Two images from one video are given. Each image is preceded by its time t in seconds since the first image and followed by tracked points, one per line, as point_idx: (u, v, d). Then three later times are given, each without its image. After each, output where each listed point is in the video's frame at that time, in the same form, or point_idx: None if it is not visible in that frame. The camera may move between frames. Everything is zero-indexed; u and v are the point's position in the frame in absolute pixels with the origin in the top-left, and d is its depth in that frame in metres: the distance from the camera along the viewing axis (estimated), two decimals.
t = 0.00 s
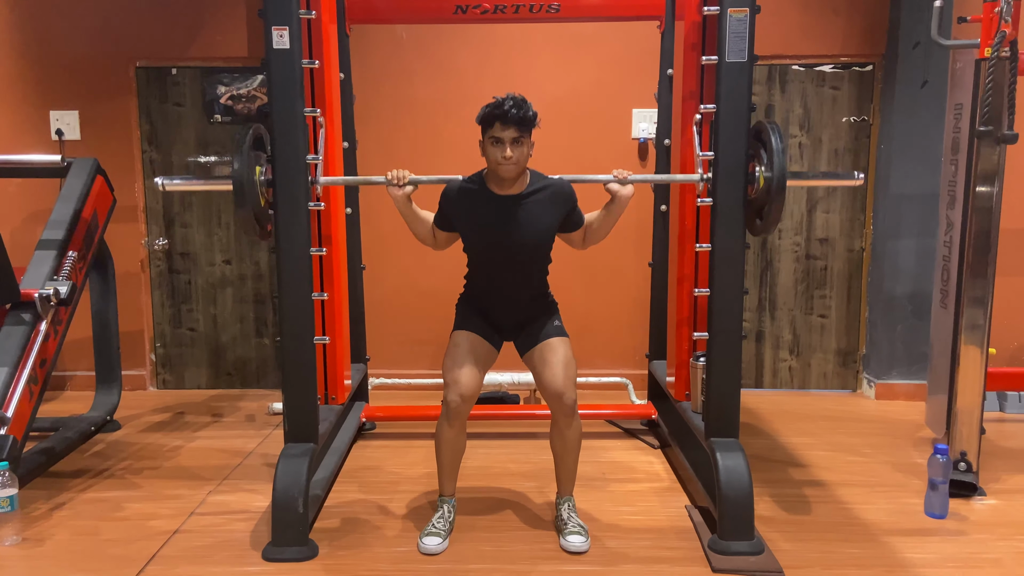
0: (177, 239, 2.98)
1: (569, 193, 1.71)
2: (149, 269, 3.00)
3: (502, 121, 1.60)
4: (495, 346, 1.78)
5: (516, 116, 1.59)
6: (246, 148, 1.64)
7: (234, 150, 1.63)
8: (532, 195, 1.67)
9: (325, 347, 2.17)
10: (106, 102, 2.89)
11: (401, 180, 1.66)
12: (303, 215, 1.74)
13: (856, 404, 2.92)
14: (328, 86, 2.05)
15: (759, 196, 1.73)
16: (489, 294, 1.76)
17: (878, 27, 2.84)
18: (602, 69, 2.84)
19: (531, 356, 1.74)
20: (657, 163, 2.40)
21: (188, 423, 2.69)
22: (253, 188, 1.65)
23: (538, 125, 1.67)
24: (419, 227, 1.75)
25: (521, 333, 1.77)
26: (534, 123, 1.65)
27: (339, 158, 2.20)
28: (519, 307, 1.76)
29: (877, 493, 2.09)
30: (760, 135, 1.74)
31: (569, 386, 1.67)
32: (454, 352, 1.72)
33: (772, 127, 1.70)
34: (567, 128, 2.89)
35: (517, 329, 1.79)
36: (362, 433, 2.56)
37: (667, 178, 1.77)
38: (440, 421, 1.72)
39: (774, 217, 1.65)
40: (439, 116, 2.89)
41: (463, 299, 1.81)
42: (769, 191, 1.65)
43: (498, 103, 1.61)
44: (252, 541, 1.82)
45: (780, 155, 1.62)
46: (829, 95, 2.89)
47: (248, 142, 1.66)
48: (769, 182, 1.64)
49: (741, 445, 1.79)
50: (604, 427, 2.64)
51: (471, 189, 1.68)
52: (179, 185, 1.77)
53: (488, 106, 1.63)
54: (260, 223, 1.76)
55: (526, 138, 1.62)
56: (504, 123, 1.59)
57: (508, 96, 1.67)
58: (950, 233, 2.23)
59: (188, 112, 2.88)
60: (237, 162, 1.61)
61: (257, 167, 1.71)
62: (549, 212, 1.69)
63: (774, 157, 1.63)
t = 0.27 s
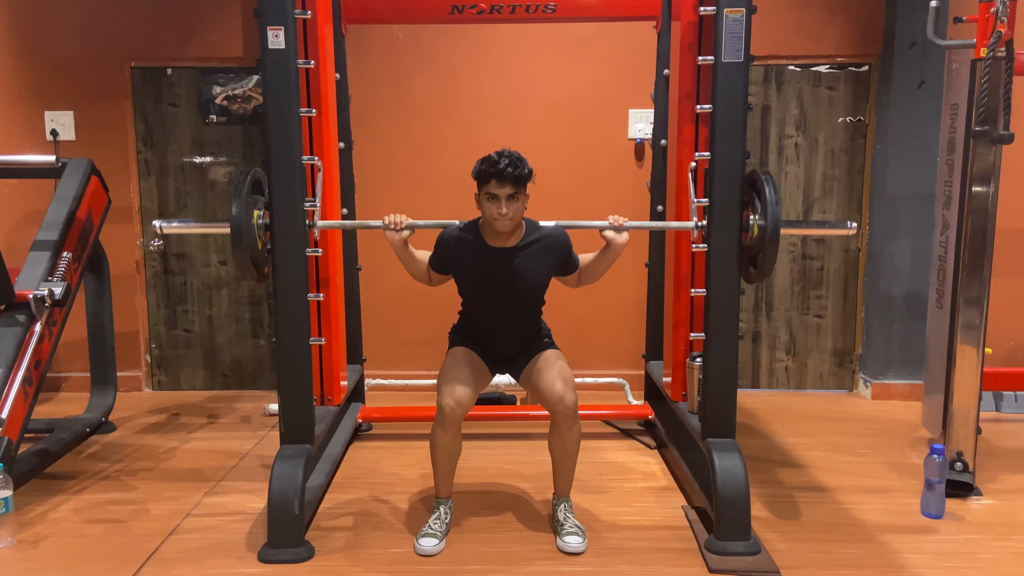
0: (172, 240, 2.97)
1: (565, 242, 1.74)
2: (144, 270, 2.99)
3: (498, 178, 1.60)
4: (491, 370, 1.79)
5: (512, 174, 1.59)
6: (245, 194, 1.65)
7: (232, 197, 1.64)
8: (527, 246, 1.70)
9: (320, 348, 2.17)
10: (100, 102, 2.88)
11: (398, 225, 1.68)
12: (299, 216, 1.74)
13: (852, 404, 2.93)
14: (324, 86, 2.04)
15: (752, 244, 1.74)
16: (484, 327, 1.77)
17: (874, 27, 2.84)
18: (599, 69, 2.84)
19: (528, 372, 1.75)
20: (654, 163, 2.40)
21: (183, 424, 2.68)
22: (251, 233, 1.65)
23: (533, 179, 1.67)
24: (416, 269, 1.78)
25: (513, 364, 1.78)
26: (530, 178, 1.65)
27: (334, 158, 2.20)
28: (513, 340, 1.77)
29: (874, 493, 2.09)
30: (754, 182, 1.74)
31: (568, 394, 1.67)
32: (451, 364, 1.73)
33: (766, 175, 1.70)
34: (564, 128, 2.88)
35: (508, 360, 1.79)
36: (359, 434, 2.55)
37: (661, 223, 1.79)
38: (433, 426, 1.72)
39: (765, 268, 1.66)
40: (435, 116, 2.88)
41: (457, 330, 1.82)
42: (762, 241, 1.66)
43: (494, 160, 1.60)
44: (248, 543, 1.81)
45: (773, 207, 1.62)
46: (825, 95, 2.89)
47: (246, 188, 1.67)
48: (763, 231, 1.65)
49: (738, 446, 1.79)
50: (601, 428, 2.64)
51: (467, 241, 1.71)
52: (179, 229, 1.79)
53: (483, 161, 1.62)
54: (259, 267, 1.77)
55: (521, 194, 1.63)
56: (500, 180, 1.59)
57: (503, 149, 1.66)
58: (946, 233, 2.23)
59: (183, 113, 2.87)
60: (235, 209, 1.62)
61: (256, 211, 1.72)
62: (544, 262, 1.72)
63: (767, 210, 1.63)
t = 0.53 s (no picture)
0: (168, 242, 2.96)
1: (562, 282, 1.76)
2: (139, 272, 2.98)
3: (493, 226, 1.59)
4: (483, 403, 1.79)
5: (508, 222, 1.59)
6: (242, 234, 1.66)
7: (229, 236, 1.65)
8: (525, 288, 1.72)
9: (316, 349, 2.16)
10: (95, 103, 2.86)
11: (394, 264, 1.67)
12: (294, 218, 1.73)
13: (849, 404, 2.93)
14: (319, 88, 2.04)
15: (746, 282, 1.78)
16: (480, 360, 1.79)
17: (870, 27, 2.84)
18: (595, 70, 2.84)
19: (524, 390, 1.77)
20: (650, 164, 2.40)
21: (179, 427, 2.67)
22: (249, 273, 1.67)
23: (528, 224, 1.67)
24: (412, 305, 1.78)
25: (507, 395, 1.80)
26: (525, 223, 1.65)
27: (330, 160, 2.19)
28: (507, 372, 1.79)
29: (871, 494, 2.09)
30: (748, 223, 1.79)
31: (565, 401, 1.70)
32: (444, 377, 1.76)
33: (760, 216, 1.75)
34: (560, 129, 2.88)
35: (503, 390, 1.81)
36: (355, 437, 2.55)
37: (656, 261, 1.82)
38: (424, 431, 1.71)
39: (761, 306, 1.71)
40: (431, 117, 2.88)
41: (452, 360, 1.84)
42: (758, 278, 1.70)
43: (489, 207, 1.61)
44: (243, 546, 1.80)
45: (768, 246, 1.66)
46: (821, 96, 2.89)
47: (244, 229, 1.68)
48: (758, 270, 1.69)
49: (735, 447, 1.79)
50: (598, 429, 2.64)
51: (464, 281, 1.72)
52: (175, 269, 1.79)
53: (478, 207, 1.63)
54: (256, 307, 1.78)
55: (517, 240, 1.63)
56: (496, 228, 1.59)
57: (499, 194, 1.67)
58: (942, 233, 2.23)
59: (178, 114, 2.86)
60: (232, 248, 1.63)
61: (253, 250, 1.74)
62: (541, 303, 1.74)
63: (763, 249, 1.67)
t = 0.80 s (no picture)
0: (163, 244, 2.94)
1: (559, 297, 1.74)
2: (135, 275, 2.96)
3: (490, 241, 1.58)
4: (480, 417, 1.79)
5: (504, 237, 1.58)
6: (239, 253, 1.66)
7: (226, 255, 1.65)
8: (522, 303, 1.71)
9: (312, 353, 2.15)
10: (90, 105, 2.85)
11: (392, 280, 1.66)
12: (290, 221, 1.72)
13: (846, 405, 2.92)
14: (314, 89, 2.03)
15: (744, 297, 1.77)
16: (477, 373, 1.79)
17: (866, 28, 2.84)
18: (591, 71, 2.83)
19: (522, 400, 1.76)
20: (646, 165, 2.40)
21: (174, 430, 2.66)
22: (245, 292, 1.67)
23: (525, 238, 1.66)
24: (409, 321, 1.77)
25: (504, 407, 1.80)
26: (523, 237, 1.64)
27: (326, 162, 2.18)
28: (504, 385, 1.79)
29: (869, 495, 2.09)
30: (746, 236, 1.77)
31: (563, 406, 1.69)
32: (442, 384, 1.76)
33: (757, 230, 1.73)
34: (556, 130, 2.88)
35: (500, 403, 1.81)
36: (351, 439, 2.54)
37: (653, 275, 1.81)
38: (420, 435, 1.70)
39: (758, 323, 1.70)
40: (427, 119, 2.87)
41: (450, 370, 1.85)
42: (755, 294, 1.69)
43: (485, 223, 1.60)
44: (239, 550, 1.79)
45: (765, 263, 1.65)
46: (818, 96, 2.89)
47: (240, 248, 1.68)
48: (755, 284, 1.69)
49: (733, 449, 1.78)
50: (595, 431, 2.63)
51: (461, 298, 1.70)
52: (170, 288, 1.73)
53: (474, 224, 1.62)
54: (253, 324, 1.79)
55: (514, 255, 1.62)
56: (493, 243, 1.58)
57: (495, 208, 1.65)
58: (939, 234, 2.23)
59: (173, 116, 2.85)
60: (229, 267, 1.63)
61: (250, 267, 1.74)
62: (538, 319, 1.73)
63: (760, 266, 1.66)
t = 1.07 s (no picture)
0: (160, 247, 2.93)
1: (558, 268, 1.73)
2: (132, 278, 2.95)
3: (488, 208, 1.59)
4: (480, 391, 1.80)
5: (503, 204, 1.59)
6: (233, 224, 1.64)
7: (221, 227, 1.63)
8: (519, 275, 1.71)
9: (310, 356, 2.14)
10: (86, 109, 2.85)
11: (388, 252, 1.67)
12: (287, 224, 1.71)
13: (845, 407, 2.92)
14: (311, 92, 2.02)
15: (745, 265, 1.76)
16: (477, 346, 1.79)
17: (863, 30, 2.85)
18: (589, 73, 2.83)
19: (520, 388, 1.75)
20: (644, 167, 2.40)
21: (172, 434, 2.65)
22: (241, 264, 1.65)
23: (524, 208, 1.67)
24: (406, 293, 1.78)
25: (504, 381, 1.80)
26: (521, 207, 1.64)
27: (323, 165, 2.18)
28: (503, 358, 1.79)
29: (868, 497, 2.08)
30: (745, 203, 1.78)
31: (562, 404, 1.68)
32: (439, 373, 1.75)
33: (757, 197, 1.74)
34: (554, 133, 2.88)
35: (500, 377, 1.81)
36: (349, 443, 2.53)
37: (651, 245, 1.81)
38: (419, 435, 1.69)
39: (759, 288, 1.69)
40: (425, 121, 2.87)
41: (449, 345, 1.85)
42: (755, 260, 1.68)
43: (484, 190, 1.60)
44: (237, 555, 1.78)
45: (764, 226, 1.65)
46: (815, 98, 2.89)
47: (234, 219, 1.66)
48: (754, 252, 1.68)
49: (732, 451, 1.78)
50: (594, 434, 2.62)
51: (459, 269, 1.70)
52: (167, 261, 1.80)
53: (474, 191, 1.62)
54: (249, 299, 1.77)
55: (513, 224, 1.62)
56: (491, 210, 1.59)
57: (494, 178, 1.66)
58: (937, 236, 2.22)
59: (170, 120, 2.85)
60: (223, 239, 1.61)
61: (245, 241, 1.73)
62: (536, 291, 1.73)
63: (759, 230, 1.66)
